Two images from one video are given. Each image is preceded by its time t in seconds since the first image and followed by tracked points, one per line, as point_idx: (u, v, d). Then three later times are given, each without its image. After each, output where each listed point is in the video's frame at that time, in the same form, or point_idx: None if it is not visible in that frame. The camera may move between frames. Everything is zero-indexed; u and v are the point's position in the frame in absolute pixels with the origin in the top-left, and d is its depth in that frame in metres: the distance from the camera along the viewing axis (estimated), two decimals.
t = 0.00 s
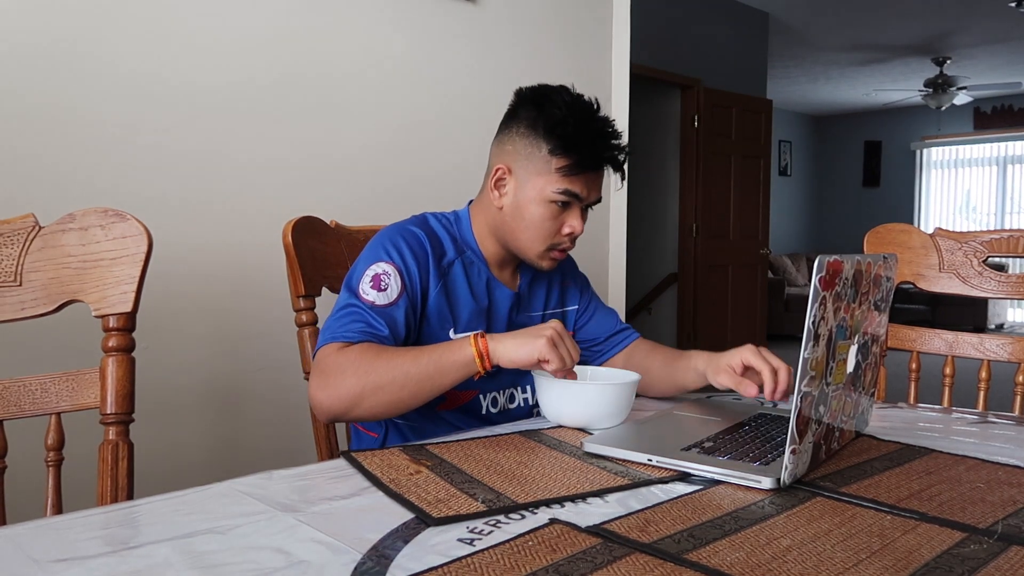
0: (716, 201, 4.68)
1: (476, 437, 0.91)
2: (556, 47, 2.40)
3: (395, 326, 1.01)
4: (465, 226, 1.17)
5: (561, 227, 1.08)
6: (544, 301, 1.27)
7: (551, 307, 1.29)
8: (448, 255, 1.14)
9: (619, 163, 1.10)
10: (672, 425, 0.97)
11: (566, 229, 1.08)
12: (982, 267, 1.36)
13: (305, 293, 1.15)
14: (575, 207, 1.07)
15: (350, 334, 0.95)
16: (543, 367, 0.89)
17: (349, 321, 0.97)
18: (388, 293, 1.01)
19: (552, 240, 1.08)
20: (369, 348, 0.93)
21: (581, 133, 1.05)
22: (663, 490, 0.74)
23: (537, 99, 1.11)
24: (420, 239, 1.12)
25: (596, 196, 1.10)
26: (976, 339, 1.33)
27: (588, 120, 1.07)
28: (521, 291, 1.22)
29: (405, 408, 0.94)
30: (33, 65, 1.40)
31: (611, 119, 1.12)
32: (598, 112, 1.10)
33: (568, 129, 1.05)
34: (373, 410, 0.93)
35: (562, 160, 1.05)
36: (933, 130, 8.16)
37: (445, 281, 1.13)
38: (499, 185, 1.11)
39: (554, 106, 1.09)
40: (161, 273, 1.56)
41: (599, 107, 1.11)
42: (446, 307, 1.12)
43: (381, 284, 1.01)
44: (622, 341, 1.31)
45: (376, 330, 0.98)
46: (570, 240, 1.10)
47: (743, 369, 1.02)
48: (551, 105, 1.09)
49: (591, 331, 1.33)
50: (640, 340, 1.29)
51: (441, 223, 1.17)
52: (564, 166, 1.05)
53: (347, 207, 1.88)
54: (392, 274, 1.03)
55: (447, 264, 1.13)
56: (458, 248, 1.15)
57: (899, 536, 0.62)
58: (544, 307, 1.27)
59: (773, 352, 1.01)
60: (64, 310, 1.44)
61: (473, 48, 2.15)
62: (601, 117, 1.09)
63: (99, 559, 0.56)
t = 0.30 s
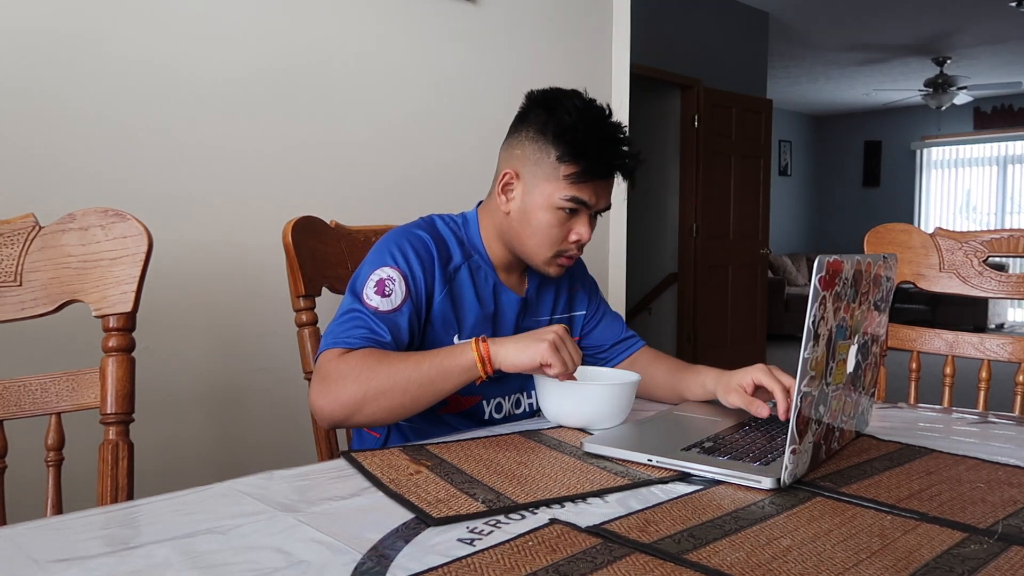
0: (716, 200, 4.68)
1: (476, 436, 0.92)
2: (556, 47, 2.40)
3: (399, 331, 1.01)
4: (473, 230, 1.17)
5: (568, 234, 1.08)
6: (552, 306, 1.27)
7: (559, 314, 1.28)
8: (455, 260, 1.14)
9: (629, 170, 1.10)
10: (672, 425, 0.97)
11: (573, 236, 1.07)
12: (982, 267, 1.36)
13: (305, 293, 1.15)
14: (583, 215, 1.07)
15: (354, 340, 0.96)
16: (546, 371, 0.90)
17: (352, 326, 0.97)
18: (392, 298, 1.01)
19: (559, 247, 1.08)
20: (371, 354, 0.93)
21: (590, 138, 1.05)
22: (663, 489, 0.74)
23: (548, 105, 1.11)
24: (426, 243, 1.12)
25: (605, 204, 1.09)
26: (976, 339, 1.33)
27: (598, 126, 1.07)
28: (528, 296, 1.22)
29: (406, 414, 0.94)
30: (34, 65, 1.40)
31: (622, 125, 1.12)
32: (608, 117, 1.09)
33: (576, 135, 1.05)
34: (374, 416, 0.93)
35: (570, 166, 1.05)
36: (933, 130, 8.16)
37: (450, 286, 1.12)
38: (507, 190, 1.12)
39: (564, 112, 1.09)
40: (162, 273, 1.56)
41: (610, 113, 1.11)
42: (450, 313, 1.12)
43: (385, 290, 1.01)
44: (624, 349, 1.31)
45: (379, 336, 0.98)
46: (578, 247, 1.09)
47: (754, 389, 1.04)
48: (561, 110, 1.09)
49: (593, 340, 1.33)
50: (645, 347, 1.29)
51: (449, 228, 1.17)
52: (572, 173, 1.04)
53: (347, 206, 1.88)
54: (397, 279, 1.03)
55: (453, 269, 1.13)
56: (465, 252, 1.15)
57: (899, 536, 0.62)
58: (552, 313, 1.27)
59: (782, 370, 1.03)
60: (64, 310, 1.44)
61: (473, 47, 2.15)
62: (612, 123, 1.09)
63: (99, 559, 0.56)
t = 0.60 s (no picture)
0: (716, 200, 4.68)
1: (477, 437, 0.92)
2: (557, 46, 2.40)
3: (404, 335, 1.02)
4: (475, 232, 1.17)
5: (571, 237, 1.08)
6: (554, 307, 1.27)
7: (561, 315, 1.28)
8: (457, 262, 1.13)
9: (632, 173, 1.10)
10: (672, 425, 0.97)
11: (576, 239, 1.08)
12: (982, 267, 1.36)
13: (305, 293, 1.15)
14: (586, 220, 1.07)
15: (358, 344, 0.96)
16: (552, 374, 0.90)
17: (358, 330, 0.98)
18: (396, 302, 1.01)
19: (561, 250, 1.08)
20: (375, 358, 0.93)
21: (594, 142, 1.04)
22: (663, 490, 0.74)
23: (551, 107, 1.11)
24: (428, 245, 1.12)
25: (608, 207, 1.09)
26: (976, 339, 1.32)
27: (602, 129, 1.07)
28: (530, 297, 1.22)
29: (412, 418, 0.94)
30: (34, 65, 1.40)
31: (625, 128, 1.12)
32: (612, 121, 1.09)
33: (580, 138, 1.05)
34: (380, 422, 0.93)
35: (574, 169, 1.05)
36: (933, 130, 8.16)
37: (452, 289, 1.12)
38: (510, 193, 1.12)
39: (568, 114, 1.09)
40: (162, 273, 1.56)
41: (614, 116, 1.11)
42: (452, 315, 1.12)
43: (388, 293, 1.01)
44: (627, 350, 1.31)
45: (383, 340, 0.98)
46: (580, 250, 1.09)
47: (757, 392, 1.04)
48: (564, 113, 1.09)
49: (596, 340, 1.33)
50: (646, 348, 1.29)
51: (451, 230, 1.17)
52: (575, 176, 1.05)
53: (347, 206, 1.88)
54: (400, 282, 1.03)
55: (455, 272, 1.13)
56: (467, 254, 1.15)
57: (899, 536, 0.62)
58: (555, 313, 1.27)
59: (787, 374, 1.03)
60: (64, 310, 1.44)
61: (473, 47, 2.15)
62: (616, 127, 1.09)
63: (99, 559, 0.56)
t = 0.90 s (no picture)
0: (716, 200, 4.68)
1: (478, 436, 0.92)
2: (557, 46, 2.40)
3: (411, 338, 1.02)
4: (476, 233, 1.17)
5: (574, 237, 1.08)
6: (554, 308, 1.27)
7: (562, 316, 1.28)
8: (460, 264, 1.13)
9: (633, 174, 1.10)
10: (672, 425, 0.97)
11: (579, 240, 1.08)
12: (982, 267, 1.36)
13: (305, 293, 1.15)
14: (589, 219, 1.07)
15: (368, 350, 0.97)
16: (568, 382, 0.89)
17: (367, 337, 0.98)
18: (402, 305, 1.02)
19: (565, 251, 1.08)
20: (386, 367, 0.94)
21: (596, 143, 1.05)
22: (662, 490, 0.74)
23: (553, 109, 1.11)
24: (433, 250, 1.11)
25: (610, 207, 1.10)
26: (976, 339, 1.32)
27: (604, 131, 1.07)
28: (530, 298, 1.22)
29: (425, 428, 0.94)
30: (33, 65, 1.40)
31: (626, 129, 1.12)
32: (614, 122, 1.09)
33: (582, 139, 1.05)
34: (392, 432, 0.93)
35: (576, 171, 1.05)
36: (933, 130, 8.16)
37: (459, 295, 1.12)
38: (512, 194, 1.11)
39: (570, 115, 1.09)
40: (162, 272, 1.56)
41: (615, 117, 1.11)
42: (455, 317, 1.12)
43: (394, 297, 1.02)
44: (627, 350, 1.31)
45: (392, 345, 0.99)
46: (583, 250, 1.09)
47: (758, 391, 1.04)
48: (566, 114, 1.09)
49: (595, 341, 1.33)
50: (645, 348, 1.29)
51: (453, 231, 1.17)
52: (578, 177, 1.05)
53: (347, 206, 1.88)
54: (405, 286, 1.03)
55: (458, 273, 1.13)
56: (469, 256, 1.15)
57: (899, 536, 0.62)
58: (555, 314, 1.27)
59: (787, 374, 1.03)
60: (64, 310, 1.44)
61: (473, 47, 2.15)
62: (616, 128, 1.09)
63: (99, 559, 0.56)
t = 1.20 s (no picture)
0: (716, 200, 4.68)
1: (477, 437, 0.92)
2: (557, 46, 2.40)
3: (413, 344, 1.03)
4: (478, 235, 1.17)
5: (576, 238, 1.08)
6: (555, 309, 1.27)
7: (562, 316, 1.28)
8: (461, 268, 1.13)
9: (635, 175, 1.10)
10: (672, 425, 0.97)
11: (581, 241, 1.08)
12: (982, 267, 1.36)
13: (305, 293, 1.15)
14: (591, 220, 1.08)
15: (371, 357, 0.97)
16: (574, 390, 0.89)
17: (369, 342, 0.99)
18: (404, 310, 1.02)
19: (567, 252, 1.08)
20: (389, 377, 0.94)
21: (598, 144, 1.05)
22: (662, 489, 0.74)
23: (555, 109, 1.11)
24: (435, 253, 1.11)
25: (612, 208, 1.10)
26: (976, 339, 1.32)
27: (606, 131, 1.07)
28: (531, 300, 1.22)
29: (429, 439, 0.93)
30: (33, 64, 1.40)
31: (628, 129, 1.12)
32: (615, 122, 1.09)
33: (584, 140, 1.05)
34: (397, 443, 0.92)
35: (578, 171, 1.05)
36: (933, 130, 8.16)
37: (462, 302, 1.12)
38: (514, 196, 1.11)
39: (572, 116, 1.09)
40: (162, 272, 1.56)
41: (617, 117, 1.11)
42: (457, 321, 1.12)
43: (397, 302, 1.02)
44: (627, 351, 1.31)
45: (394, 350, 0.99)
46: (586, 251, 1.10)
47: (760, 393, 1.05)
48: (568, 115, 1.09)
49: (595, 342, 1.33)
50: (646, 348, 1.30)
51: (454, 233, 1.17)
52: (580, 178, 1.05)
53: (347, 206, 1.88)
54: (408, 291, 1.03)
55: (460, 277, 1.13)
56: (470, 259, 1.15)
57: (899, 536, 0.62)
58: (555, 315, 1.27)
59: (789, 376, 1.04)
60: (64, 310, 1.44)
61: (473, 47, 2.15)
62: (618, 129, 1.09)
63: (99, 559, 0.56)
